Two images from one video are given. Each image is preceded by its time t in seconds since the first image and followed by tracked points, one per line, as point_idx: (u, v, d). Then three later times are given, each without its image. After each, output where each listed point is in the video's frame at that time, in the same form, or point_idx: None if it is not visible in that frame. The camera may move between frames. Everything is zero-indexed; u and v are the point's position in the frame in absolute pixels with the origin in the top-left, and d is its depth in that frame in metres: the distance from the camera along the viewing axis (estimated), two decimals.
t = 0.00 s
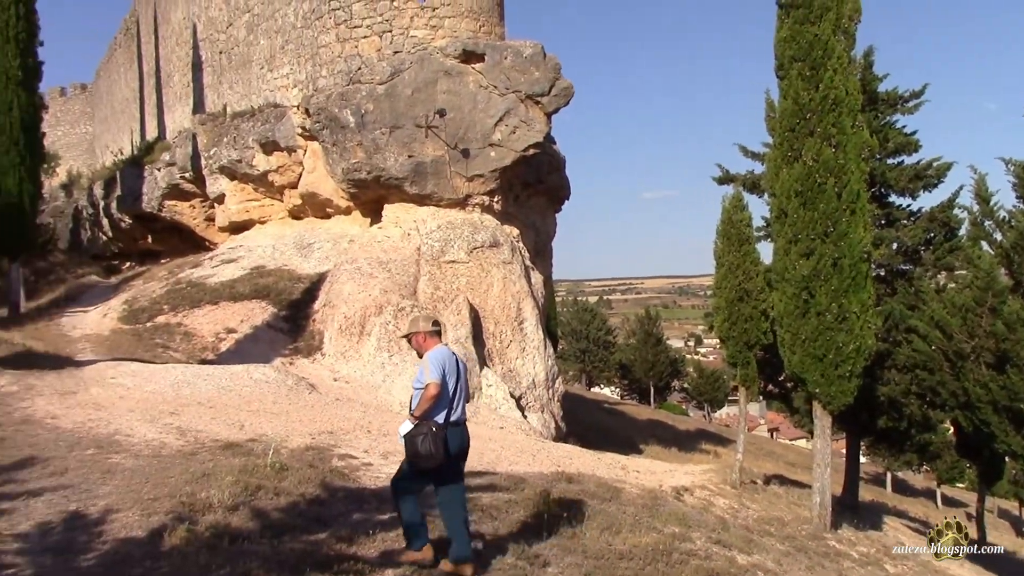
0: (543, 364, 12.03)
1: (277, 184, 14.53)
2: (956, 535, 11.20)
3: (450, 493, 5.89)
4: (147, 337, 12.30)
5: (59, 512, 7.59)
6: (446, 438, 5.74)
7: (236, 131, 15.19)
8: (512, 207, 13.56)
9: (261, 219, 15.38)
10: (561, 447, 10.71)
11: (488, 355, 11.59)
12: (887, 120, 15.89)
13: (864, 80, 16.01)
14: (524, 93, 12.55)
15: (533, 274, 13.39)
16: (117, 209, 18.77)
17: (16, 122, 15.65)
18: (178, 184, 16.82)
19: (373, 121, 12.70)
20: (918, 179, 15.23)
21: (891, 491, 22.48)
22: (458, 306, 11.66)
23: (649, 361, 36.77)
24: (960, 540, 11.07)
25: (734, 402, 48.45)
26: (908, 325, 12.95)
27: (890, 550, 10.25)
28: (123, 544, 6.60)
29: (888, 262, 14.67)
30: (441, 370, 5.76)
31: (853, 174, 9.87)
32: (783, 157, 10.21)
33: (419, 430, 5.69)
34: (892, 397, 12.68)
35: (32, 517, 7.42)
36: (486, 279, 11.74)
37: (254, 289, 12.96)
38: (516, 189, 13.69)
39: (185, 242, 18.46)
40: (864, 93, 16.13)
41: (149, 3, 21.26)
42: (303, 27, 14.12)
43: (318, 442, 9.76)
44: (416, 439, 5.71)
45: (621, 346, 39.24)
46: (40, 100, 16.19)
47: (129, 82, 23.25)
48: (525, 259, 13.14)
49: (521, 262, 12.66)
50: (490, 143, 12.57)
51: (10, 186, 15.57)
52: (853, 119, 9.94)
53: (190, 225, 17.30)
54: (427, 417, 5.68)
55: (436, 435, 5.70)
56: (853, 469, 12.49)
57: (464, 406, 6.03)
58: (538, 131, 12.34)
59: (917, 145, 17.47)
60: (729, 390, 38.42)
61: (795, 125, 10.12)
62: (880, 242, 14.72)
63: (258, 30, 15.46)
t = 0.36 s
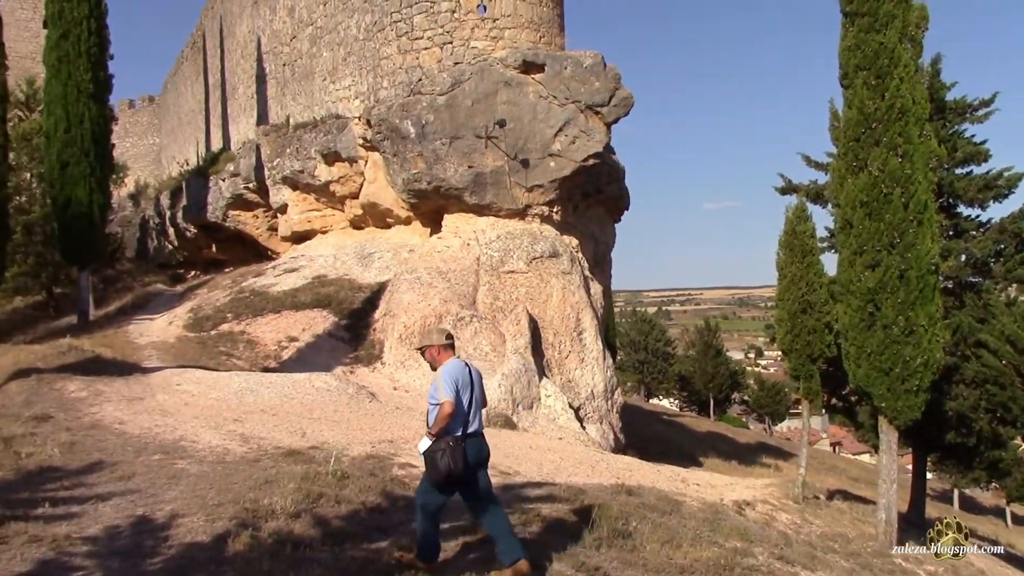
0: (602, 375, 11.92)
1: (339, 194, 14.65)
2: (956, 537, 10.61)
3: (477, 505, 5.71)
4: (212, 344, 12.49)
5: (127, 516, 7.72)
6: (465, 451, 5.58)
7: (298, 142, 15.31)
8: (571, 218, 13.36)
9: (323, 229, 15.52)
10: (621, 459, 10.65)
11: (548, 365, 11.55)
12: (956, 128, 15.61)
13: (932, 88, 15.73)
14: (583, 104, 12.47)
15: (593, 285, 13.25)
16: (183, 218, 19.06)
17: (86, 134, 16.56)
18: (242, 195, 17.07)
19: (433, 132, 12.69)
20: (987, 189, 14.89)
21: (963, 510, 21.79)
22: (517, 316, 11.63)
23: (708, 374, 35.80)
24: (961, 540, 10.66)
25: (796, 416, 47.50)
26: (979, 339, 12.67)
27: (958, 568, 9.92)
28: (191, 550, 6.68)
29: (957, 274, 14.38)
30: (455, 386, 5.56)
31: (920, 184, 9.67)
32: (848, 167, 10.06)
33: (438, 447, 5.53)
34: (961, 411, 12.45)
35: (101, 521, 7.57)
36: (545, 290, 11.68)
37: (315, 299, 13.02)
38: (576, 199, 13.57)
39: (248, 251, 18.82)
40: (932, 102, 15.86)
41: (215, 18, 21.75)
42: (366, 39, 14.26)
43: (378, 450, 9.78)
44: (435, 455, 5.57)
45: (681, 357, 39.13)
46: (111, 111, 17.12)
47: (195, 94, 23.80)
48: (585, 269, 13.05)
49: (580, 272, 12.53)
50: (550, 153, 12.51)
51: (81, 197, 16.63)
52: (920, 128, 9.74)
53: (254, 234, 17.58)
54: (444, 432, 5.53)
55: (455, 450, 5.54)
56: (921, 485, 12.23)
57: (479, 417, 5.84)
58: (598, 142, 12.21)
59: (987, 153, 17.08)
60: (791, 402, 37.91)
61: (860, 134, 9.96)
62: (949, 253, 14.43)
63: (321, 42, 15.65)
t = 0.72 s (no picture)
0: (657, 385, 11.78)
1: (396, 204, 14.72)
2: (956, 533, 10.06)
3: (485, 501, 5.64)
4: (268, 351, 12.59)
5: (185, 521, 7.72)
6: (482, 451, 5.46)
7: (357, 151, 15.43)
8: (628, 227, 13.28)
9: (380, 237, 15.61)
10: (676, 470, 10.55)
11: (603, 374, 11.46)
12: None
13: (1000, 94, 15.36)
14: (640, 112, 12.22)
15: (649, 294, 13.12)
16: (243, 226, 19.56)
17: (150, 144, 16.71)
18: (301, 204, 17.37)
19: (491, 141, 12.43)
20: None
21: None
22: (573, 325, 11.49)
23: (765, 385, 35.38)
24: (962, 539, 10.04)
25: (854, 428, 46.61)
26: None
27: None
28: (249, 556, 6.65)
29: None
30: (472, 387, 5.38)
31: (985, 193, 9.53)
32: (910, 177, 9.98)
33: (454, 448, 5.40)
34: None
35: (159, 526, 7.58)
36: (601, 299, 11.58)
37: (372, 307, 13.11)
38: (632, 209, 13.49)
39: (305, 259, 19.10)
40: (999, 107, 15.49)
41: (276, 28, 22.04)
42: (424, 48, 14.24)
43: (432, 458, 9.77)
44: (452, 454, 5.44)
45: (735, 367, 38.62)
46: (174, 119, 17.17)
47: (255, 104, 24.14)
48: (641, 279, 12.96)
49: (635, 281, 12.40)
50: (607, 162, 12.29)
51: (144, 208, 16.71)
52: (986, 137, 9.63)
53: (311, 243, 17.74)
54: (460, 432, 5.39)
55: (472, 449, 5.43)
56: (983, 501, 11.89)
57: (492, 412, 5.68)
58: (657, 151, 11.97)
59: None
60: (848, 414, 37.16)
61: (924, 143, 9.87)
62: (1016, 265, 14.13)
63: (380, 51, 15.73)
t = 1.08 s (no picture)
0: (716, 395, 11.68)
1: (454, 211, 14.77)
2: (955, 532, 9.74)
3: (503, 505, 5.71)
4: (329, 358, 12.72)
5: (248, 525, 7.73)
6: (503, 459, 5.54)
7: (415, 159, 15.56)
8: (687, 234, 13.20)
9: (438, 244, 15.78)
10: (736, 480, 10.43)
11: (661, 382, 11.39)
12: None
13: None
14: (699, 119, 12.14)
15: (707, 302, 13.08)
16: (303, 233, 19.76)
17: (213, 153, 16.93)
18: (360, 212, 17.57)
19: (549, 148, 12.40)
20: None
21: None
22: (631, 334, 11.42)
23: (826, 396, 34.81)
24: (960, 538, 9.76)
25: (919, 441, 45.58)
26: None
27: None
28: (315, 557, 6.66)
29: None
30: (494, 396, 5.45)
31: None
32: (979, 184, 9.83)
33: (479, 457, 5.45)
34: None
35: (223, 529, 7.59)
36: (660, 307, 11.55)
37: (430, 314, 13.17)
38: (690, 216, 13.43)
39: (364, 267, 19.34)
40: None
41: (336, 37, 22.35)
42: (483, 57, 14.32)
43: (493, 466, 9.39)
44: (474, 463, 5.49)
45: (794, 377, 38.05)
46: (236, 129, 17.30)
47: (315, 112, 24.47)
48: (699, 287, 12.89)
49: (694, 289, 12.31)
50: (666, 170, 12.21)
51: (207, 215, 16.99)
52: None
53: (370, 250, 17.94)
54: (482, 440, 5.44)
55: (495, 457, 5.50)
56: None
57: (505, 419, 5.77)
58: (715, 158, 11.91)
59: None
60: (910, 426, 36.34)
61: (993, 150, 9.72)
62: None
63: (438, 60, 15.86)
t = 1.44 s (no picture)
0: (776, 405, 11.51)
1: (510, 218, 14.80)
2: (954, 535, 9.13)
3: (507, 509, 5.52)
4: (386, 364, 12.79)
5: (307, 529, 7.75)
6: (511, 456, 5.38)
7: (472, 166, 15.55)
8: (745, 241, 13.01)
9: (494, 251, 15.77)
10: (796, 492, 10.27)
11: (720, 391, 11.26)
12: None
13: None
14: (758, 125, 11.99)
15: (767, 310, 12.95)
16: (361, 240, 19.98)
17: (274, 162, 17.12)
18: (418, 218, 17.67)
19: (606, 155, 12.41)
20: None
21: None
22: (688, 342, 11.32)
23: (888, 406, 34.25)
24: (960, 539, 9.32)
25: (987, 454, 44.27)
26: None
27: None
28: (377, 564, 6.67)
29: None
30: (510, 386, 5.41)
31: None
32: None
33: (485, 444, 5.34)
34: None
35: (283, 533, 7.63)
36: (717, 316, 11.41)
37: (487, 321, 13.18)
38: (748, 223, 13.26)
39: (421, 273, 19.50)
40: None
41: (394, 45, 22.58)
42: (539, 64, 14.39)
43: (549, 474, 9.26)
44: (480, 453, 5.38)
45: (856, 387, 37.33)
46: (296, 137, 17.52)
47: (373, 120, 24.72)
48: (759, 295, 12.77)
49: (753, 297, 12.14)
50: (724, 176, 12.08)
51: (268, 222, 17.21)
52: None
53: (427, 257, 18.10)
54: (491, 430, 5.36)
55: (502, 450, 5.36)
56: None
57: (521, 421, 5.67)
58: (774, 164, 11.74)
59: None
60: (977, 437, 35.35)
61: None
62: None
63: (496, 67, 15.96)
